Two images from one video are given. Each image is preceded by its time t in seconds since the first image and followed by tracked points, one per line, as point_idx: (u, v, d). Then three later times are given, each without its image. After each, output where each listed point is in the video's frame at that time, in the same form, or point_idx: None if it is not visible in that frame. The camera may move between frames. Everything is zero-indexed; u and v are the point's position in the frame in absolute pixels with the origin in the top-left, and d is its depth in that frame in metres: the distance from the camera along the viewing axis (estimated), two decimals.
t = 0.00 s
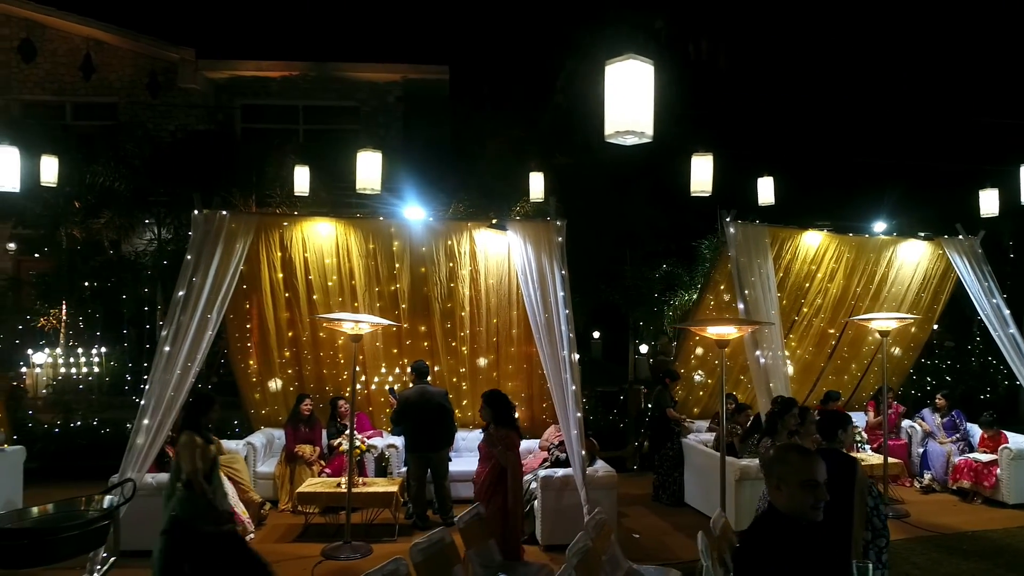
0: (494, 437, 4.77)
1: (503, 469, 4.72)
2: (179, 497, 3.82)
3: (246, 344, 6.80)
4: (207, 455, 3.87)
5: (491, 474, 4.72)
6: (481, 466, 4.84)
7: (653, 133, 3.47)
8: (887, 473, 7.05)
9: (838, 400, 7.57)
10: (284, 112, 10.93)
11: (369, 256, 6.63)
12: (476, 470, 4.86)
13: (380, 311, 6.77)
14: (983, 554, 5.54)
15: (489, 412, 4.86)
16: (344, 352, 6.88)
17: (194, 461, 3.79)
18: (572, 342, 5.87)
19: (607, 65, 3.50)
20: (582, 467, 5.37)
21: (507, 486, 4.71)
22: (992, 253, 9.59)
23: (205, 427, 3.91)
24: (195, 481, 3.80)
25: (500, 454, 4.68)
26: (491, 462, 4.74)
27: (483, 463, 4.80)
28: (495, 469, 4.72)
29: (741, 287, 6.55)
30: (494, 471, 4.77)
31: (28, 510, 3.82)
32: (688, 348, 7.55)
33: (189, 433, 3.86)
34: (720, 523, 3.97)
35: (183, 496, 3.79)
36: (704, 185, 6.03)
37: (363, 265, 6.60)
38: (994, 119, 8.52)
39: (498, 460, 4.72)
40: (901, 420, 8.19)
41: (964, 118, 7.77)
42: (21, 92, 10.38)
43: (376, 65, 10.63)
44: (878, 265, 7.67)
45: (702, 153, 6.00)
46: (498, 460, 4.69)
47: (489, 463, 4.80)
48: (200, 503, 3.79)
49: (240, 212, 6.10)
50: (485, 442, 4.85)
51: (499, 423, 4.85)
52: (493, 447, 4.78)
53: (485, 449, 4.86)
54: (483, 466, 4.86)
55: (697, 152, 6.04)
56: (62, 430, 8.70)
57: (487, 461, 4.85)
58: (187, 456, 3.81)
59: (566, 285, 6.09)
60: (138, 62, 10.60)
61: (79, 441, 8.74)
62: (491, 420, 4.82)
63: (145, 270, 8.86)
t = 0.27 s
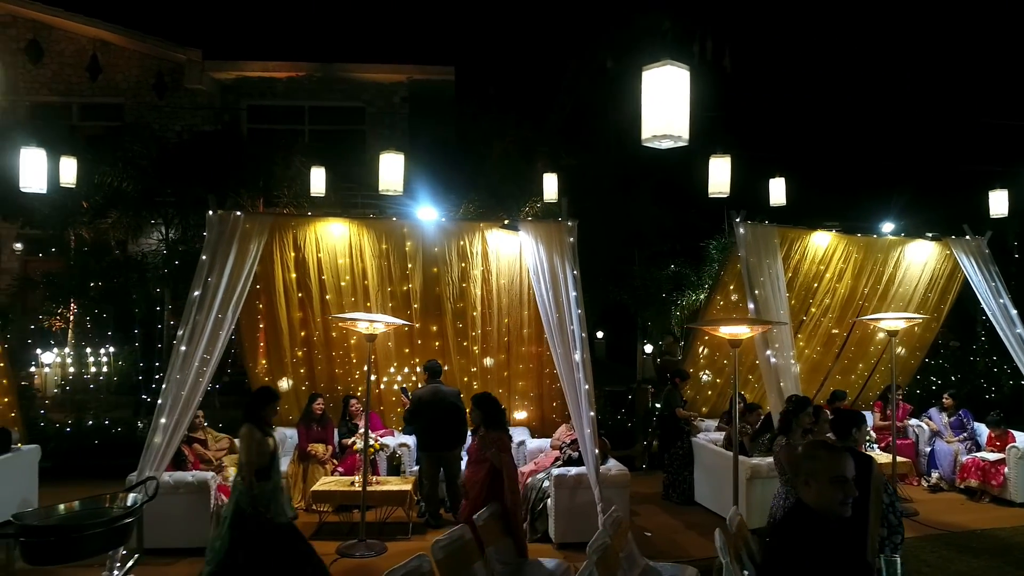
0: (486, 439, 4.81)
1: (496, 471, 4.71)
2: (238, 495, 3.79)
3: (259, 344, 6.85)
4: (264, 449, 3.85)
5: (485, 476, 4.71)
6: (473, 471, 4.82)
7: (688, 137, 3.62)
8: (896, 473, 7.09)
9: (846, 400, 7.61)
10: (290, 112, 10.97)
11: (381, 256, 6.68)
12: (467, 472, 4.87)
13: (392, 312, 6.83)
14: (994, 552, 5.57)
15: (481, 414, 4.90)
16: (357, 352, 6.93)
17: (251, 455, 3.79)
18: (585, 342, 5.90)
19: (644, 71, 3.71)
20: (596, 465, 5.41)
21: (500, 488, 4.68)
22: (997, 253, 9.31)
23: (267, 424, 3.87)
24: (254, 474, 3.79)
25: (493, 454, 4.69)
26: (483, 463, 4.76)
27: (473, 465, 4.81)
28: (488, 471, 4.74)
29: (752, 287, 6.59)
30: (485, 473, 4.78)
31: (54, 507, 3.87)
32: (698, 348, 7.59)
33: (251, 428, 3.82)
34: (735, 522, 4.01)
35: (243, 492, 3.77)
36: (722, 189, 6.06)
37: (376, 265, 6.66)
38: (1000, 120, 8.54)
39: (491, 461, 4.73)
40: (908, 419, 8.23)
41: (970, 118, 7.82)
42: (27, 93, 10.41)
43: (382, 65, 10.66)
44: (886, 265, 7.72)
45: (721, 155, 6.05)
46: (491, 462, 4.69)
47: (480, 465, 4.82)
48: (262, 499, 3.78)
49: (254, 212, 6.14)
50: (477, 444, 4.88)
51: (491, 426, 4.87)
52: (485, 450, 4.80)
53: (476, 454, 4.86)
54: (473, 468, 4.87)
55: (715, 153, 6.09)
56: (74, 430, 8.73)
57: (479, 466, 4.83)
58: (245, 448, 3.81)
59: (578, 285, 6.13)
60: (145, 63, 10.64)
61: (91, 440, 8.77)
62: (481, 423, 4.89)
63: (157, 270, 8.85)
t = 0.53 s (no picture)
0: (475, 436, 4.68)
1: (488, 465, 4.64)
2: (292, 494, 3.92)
3: (272, 343, 6.90)
4: (317, 450, 4.01)
5: (478, 471, 4.64)
6: (464, 466, 4.74)
7: (723, 140, 3.71)
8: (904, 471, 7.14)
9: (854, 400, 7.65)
10: (295, 113, 11.00)
11: (394, 256, 6.73)
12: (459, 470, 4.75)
13: (405, 312, 6.88)
14: (1004, 550, 5.61)
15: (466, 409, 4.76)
16: (369, 350, 7.00)
17: (302, 454, 3.95)
18: (597, 341, 5.94)
19: (679, 74, 3.76)
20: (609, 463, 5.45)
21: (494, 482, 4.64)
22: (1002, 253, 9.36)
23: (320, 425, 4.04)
24: (306, 474, 3.94)
25: (484, 451, 4.58)
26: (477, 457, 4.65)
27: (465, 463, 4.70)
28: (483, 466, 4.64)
29: (762, 287, 6.64)
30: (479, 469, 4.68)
31: (82, 503, 3.92)
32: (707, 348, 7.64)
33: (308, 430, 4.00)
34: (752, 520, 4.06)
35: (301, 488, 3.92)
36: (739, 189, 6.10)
37: (389, 265, 6.71)
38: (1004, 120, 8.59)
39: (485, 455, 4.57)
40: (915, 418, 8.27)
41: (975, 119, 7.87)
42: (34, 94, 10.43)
43: (387, 66, 10.71)
44: (893, 265, 7.77)
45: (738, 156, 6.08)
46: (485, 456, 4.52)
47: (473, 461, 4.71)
48: (316, 500, 3.94)
49: (268, 213, 6.18)
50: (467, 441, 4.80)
51: (477, 421, 4.70)
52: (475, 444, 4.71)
53: (466, 449, 4.76)
54: (465, 465, 4.75)
55: (733, 154, 6.14)
56: (85, 429, 8.82)
57: (470, 461, 4.75)
58: (298, 447, 3.97)
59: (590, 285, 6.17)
60: (151, 64, 10.67)
61: (103, 440, 8.81)
62: (467, 418, 4.76)
63: (173, 271, 8.89)
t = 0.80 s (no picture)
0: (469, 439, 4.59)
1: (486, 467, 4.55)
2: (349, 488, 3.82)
3: (286, 342, 6.97)
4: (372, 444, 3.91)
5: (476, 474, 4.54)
6: (460, 470, 4.61)
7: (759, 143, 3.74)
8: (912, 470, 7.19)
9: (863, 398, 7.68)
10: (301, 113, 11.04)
11: (408, 256, 6.80)
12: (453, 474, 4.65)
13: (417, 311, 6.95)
14: (1014, 548, 5.67)
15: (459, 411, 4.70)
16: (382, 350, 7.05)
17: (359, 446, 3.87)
18: (610, 341, 5.98)
19: (716, 79, 3.80)
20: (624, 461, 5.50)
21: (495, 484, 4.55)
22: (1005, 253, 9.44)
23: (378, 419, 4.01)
24: (362, 467, 3.83)
25: (483, 451, 4.52)
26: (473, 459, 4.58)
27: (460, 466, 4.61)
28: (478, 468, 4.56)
29: (772, 287, 6.68)
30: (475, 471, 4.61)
31: (109, 500, 3.96)
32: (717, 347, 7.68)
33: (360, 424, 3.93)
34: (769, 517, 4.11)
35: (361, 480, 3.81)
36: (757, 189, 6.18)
37: (403, 264, 6.78)
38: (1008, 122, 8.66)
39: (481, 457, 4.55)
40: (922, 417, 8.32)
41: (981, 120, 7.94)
42: (40, 94, 10.41)
43: (394, 67, 10.76)
44: (902, 265, 7.82)
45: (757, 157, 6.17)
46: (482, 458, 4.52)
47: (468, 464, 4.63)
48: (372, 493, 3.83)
49: (283, 213, 6.24)
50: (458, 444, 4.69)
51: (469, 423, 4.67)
52: (469, 447, 4.60)
53: (460, 452, 4.63)
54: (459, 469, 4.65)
55: (753, 156, 6.21)
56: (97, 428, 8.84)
57: (466, 464, 4.61)
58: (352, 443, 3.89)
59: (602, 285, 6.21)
60: (157, 64, 10.68)
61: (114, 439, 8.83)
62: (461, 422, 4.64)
63: (184, 271, 8.91)
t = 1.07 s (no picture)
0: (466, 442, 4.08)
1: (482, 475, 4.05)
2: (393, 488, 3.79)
3: (300, 342, 7.03)
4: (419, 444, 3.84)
5: (470, 482, 4.04)
6: (453, 476, 4.12)
7: (795, 146, 3.87)
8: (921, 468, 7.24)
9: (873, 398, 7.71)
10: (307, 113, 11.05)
11: (421, 256, 6.85)
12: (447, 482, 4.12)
13: (430, 311, 7.01)
14: None
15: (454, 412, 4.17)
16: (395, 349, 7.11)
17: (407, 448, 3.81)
18: (624, 340, 6.01)
19: (755, 83, 3.96)
20: (638, 459, 5.55)
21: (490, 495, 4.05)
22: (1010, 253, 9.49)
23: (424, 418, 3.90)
24: (411, 466, 3.80)
25: (479, 456, 4.04)
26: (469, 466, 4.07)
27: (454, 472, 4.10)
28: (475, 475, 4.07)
29: (784, 287, 6.72)
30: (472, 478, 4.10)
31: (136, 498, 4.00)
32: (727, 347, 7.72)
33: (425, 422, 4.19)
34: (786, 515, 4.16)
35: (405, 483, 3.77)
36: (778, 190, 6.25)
37: (417, 264, 6.83)
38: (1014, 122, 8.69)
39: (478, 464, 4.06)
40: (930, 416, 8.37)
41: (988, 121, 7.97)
42: (45, 93, 10.41)
43: (400, 68, 10.78)
44: (911, 265, 7.87)
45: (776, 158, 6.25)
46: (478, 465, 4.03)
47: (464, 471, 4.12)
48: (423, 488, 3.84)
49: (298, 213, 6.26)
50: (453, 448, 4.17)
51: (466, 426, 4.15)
52: (464, 452, 4.10)
53: (454, 456, 4.15)
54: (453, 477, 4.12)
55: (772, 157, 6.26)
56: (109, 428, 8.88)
57: (460, 469, 4.14)
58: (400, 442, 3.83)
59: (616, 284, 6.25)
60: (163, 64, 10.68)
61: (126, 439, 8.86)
62: (458, 424, 4.14)
63: (195, 271, 8.94)
